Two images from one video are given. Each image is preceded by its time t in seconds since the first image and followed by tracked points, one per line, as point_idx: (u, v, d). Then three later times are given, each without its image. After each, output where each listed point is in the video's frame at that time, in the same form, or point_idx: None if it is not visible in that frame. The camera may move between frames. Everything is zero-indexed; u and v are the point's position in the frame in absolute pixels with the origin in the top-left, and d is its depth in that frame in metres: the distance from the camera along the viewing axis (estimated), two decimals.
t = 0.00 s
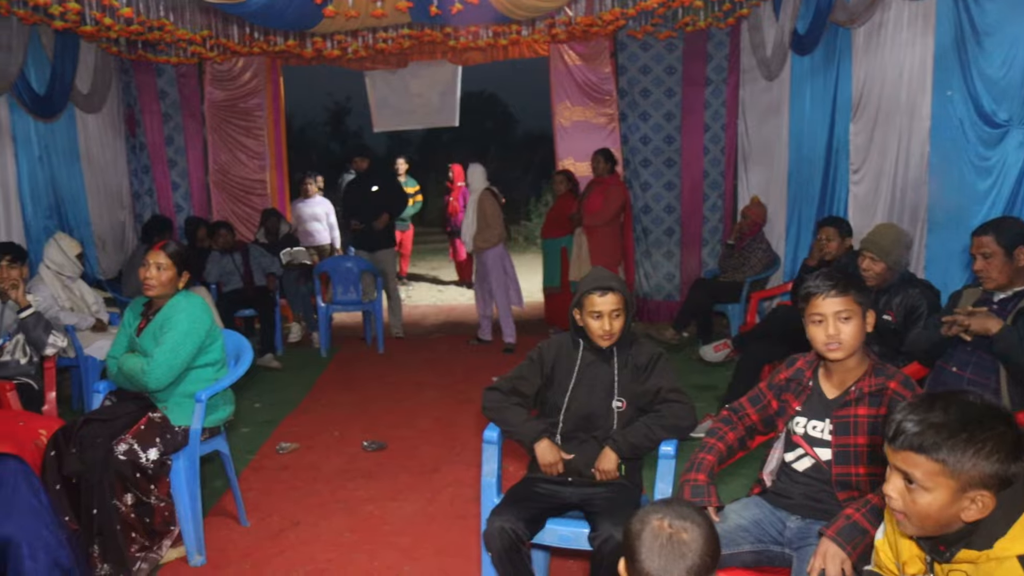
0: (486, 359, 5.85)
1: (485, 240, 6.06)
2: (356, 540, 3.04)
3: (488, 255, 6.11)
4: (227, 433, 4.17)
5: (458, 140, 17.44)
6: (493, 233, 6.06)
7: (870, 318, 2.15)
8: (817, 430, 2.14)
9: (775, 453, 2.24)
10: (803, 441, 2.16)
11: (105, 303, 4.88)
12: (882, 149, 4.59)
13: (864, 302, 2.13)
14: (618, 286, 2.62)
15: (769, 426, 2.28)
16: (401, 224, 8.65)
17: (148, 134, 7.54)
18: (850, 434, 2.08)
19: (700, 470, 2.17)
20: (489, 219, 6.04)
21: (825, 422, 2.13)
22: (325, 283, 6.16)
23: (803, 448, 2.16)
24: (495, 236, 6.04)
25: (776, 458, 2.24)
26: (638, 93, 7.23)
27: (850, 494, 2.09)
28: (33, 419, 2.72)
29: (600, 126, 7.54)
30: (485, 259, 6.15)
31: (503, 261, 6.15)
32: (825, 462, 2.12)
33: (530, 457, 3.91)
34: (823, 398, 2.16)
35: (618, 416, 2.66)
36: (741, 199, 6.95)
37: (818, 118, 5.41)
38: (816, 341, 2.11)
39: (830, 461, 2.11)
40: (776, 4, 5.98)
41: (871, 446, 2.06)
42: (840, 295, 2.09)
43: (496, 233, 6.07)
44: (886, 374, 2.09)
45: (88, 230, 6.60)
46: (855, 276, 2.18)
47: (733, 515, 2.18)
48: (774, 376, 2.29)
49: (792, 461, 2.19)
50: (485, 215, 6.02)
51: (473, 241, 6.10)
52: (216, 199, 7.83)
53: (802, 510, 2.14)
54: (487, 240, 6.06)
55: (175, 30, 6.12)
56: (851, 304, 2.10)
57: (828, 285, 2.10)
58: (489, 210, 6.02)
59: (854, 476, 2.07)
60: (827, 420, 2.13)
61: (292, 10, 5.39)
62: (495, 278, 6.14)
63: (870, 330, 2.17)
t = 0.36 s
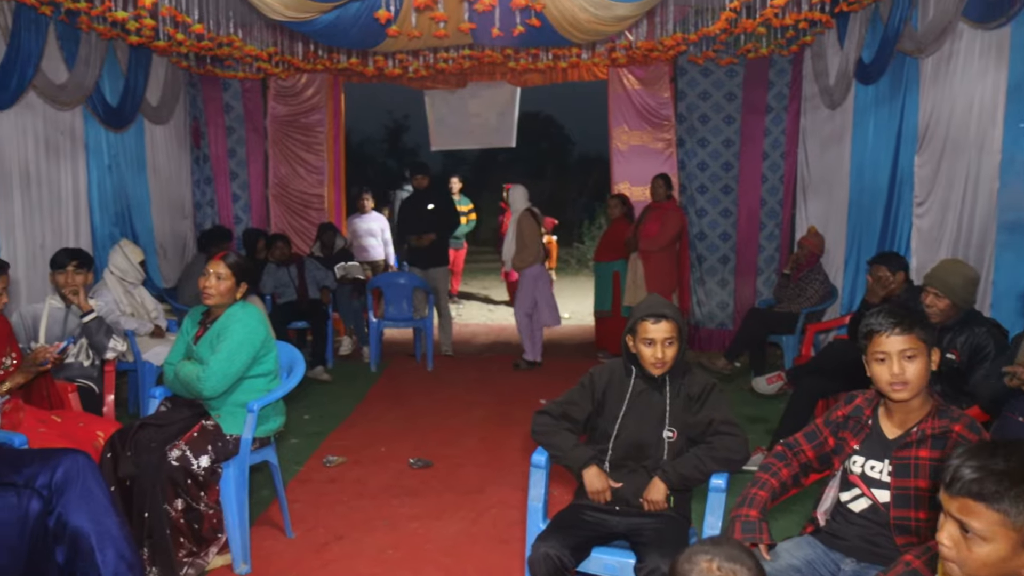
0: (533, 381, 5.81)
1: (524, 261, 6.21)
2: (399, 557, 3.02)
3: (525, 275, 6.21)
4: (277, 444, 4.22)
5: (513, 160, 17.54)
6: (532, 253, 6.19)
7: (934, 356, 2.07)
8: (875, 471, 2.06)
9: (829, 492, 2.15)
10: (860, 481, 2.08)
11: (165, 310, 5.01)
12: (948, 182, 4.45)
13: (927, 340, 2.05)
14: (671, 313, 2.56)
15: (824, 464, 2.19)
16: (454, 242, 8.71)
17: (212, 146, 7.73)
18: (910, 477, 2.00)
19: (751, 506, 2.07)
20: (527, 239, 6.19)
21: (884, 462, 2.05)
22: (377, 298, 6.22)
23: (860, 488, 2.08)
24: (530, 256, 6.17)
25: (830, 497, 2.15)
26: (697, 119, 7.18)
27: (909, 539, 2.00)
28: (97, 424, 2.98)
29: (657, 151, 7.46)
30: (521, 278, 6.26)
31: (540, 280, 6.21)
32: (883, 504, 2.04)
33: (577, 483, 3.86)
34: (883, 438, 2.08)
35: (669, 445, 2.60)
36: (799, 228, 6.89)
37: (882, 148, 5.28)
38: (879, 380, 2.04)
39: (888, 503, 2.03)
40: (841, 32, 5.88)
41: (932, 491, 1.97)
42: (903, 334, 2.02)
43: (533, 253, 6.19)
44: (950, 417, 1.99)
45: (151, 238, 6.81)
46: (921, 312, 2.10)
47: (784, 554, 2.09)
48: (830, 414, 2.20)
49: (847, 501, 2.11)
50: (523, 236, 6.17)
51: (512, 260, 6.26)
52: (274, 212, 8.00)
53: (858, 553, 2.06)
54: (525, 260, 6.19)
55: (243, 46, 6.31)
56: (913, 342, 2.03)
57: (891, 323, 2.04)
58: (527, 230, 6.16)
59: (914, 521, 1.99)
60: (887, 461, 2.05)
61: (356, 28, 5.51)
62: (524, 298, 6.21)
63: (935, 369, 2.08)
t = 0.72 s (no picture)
0: (568, 389, 5.79)
1: (544, 269, 6.18)
2: (435, 565, 3.01)
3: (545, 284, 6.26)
4: (314, 450, 4.25)
5: (549, 168, 17.51)
6: (553, 263, 6.17)
7: (980, 369, 1.99)
8: (922, 485, 2.00)
9: (874, 507, 2.07)
10: (906, 496, 2.01)
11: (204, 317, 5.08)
12: (995, 188, 4.34)
13: (972, 353, 1.97)
14: (711, 322, 2.52)
15: (867, 476, 2.12)
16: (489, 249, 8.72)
17: (251, 155, 7.87)
18: (959, 493, 1.94)
19: (793, 519, 2.01)
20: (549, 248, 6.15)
21: (931, 477, 1.99)
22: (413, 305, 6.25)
23: (906, 503, 2.01)
24: (551, 265, 6.14)
25: (875, 512, 2.07)
26: (735, 126, 7.12)
27: (957, 556, 1.94)
28: (140, 429, 3.02)
29: (695, 158, 7.35)
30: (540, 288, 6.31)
31: (559, 289, 6.27)
32: (930, 520, 1.97)
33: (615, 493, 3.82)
34: (929, 451, 2.02)
35: (708, 456, 2.55)
36: (839, 235, 6.78)
37: (926, 154, 5.17)
38: (915, 391, 2.00)
39: (936, 519, 1.96)
40: (883, 37, 5.78)
41: (981, 507, 1.92)
42: (946, 344, 1.95)
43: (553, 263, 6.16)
44: (1000, 430, 1.93)
45: (192, 246, 6.94)
46: (970, 322, 2.02)
47: (828, 568, 2.03)
48: (873, 426, 2.14)
49: (893, 516, 2.04)
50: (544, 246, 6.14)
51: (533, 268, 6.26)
52: (312, 220, 8.08)
53: (905, 569, 1.97)
54: (545, 269, 6.17)
55: (282, 56, 6.42)
56: (955, 355, 1.96)
57: (937, 333, 1.96)
58: (549, 239, 6.11)
59: (962, 537, 1.93)
60: (934, 475, 1.99)
61: (395, 37, 5.57)
62: (544, 307, 6.28)
63: (981, 381, 2.01)
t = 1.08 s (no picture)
0: (608, 387, 5.75)
1: (566, 268, 6.18)
2: (475, 563, 3.01)
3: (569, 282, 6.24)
4: (355, 448, 4.28)
5: (585, 165, 17.43)
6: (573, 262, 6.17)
7: None
8: (976, 485, 1.93)
9: (925, 507, 2.02)
10: (959, 496, 1.95)
11: (246, 317, 5.15)
12: None
13: None
14: (753, 320, 2.48)
15: (918, 476, 2.07)
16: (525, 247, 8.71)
17: (290, 155, 7.98)
18: (1017, 493, 1.86)
19: (845, 521, 1.96)
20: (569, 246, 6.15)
21: (986, 477, 1.92)
22: (452, 304, 6.26)
23: (959, 504, 1.95)
24: (571, 264, 6.15)
25: (926, 513, 2.02)
26: (775, 119, 7.01)
27: (1014, 559, 1.86)
28: (185, 427, 3.06)
29: (734, 152, 7.24)
30: (565, 285, 6.30)
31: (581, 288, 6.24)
32: (985, 522, 1.90)
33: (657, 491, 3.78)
34: (982, 450, 1.95)
35: (751, 455, 2.50)
36: (884, 230, 6.63)
37: (974, 144, 5.03)
38: (967, 388, 1.93)
39: (991, 520, 1.89)
40: (928, 25, 5.63)
41: None
42: (1000, 341, 1.87)
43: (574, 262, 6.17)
44: None
45: (234, 246, 7.06)
46: None
47: (878, 569, 1.98)
48: (924, 424, 2.08)
49: (945, 517, 1.98)
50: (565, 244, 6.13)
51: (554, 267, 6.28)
52: (350, 219, 8.15)
53: (958, 572, 1.92)
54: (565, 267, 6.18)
55: (320, 57, 6.50)
56: (1009, 351, 1.88)
57: (989, 329, 1.89)
58: (567, 238, 6.12)
59: (1020, 539, 1.85)
60: (989, 476, 1.92)
61: (431, 36, 5.59)
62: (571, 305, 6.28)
63: None
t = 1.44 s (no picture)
0: (656, 381, 5.70)
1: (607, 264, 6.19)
2: (523, 557, 3.00)
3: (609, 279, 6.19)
4: (404, 442, 4.31)
5: (630, 158, 17.29)
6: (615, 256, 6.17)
7: None
8: None
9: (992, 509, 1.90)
10: None
11: (295, 311, 5.23)
12: None
13: None
14: (807, 313, 2.39)
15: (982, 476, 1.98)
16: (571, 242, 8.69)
17: (337, 151, 8.06)
18: None
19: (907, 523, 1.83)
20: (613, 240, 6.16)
21: None
22: (499, 298, 6.26)
23: None
24: (612, 257, 6.07)
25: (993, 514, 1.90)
26: (826, 108, 6.88)
27: None
28: (237, 420, 3.09)
29: (785, 143, 7.14)
30: (604, 279, 6.23)
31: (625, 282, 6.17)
32: None
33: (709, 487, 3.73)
34: None
35: (805, 452, 2.43)
36: (941, 222, 6.39)
37: None
38: None
39: None
40: (989, 7, 5.43)
41: None
42: None
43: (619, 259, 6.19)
44: None
45: (283, 242, 7.18)
46: None
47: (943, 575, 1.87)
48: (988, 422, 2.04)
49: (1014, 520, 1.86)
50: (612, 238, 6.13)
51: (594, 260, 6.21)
52: (397, 214, 8.21)
53: None
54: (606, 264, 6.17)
55: (367, 53, 6.56)
56: None
57: None
58: (608, 231, 6.04)
59: None
60: None
61: (477, 30, 5.59)
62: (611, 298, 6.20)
63: None
